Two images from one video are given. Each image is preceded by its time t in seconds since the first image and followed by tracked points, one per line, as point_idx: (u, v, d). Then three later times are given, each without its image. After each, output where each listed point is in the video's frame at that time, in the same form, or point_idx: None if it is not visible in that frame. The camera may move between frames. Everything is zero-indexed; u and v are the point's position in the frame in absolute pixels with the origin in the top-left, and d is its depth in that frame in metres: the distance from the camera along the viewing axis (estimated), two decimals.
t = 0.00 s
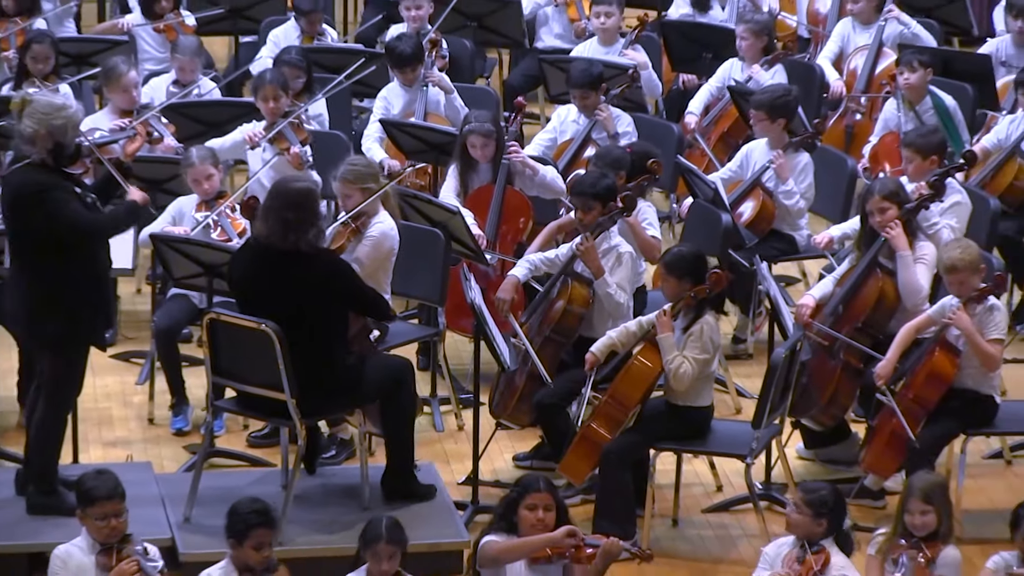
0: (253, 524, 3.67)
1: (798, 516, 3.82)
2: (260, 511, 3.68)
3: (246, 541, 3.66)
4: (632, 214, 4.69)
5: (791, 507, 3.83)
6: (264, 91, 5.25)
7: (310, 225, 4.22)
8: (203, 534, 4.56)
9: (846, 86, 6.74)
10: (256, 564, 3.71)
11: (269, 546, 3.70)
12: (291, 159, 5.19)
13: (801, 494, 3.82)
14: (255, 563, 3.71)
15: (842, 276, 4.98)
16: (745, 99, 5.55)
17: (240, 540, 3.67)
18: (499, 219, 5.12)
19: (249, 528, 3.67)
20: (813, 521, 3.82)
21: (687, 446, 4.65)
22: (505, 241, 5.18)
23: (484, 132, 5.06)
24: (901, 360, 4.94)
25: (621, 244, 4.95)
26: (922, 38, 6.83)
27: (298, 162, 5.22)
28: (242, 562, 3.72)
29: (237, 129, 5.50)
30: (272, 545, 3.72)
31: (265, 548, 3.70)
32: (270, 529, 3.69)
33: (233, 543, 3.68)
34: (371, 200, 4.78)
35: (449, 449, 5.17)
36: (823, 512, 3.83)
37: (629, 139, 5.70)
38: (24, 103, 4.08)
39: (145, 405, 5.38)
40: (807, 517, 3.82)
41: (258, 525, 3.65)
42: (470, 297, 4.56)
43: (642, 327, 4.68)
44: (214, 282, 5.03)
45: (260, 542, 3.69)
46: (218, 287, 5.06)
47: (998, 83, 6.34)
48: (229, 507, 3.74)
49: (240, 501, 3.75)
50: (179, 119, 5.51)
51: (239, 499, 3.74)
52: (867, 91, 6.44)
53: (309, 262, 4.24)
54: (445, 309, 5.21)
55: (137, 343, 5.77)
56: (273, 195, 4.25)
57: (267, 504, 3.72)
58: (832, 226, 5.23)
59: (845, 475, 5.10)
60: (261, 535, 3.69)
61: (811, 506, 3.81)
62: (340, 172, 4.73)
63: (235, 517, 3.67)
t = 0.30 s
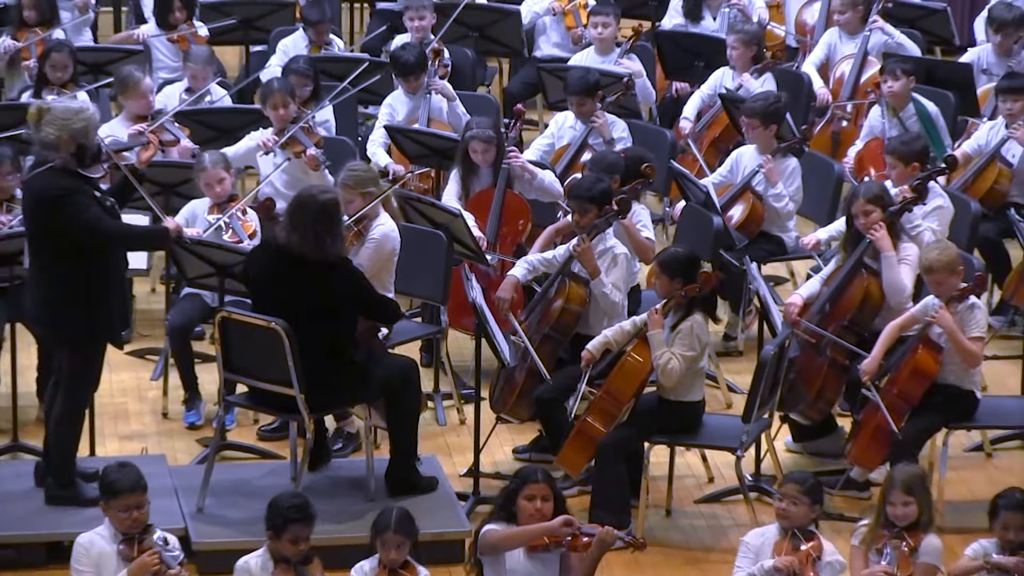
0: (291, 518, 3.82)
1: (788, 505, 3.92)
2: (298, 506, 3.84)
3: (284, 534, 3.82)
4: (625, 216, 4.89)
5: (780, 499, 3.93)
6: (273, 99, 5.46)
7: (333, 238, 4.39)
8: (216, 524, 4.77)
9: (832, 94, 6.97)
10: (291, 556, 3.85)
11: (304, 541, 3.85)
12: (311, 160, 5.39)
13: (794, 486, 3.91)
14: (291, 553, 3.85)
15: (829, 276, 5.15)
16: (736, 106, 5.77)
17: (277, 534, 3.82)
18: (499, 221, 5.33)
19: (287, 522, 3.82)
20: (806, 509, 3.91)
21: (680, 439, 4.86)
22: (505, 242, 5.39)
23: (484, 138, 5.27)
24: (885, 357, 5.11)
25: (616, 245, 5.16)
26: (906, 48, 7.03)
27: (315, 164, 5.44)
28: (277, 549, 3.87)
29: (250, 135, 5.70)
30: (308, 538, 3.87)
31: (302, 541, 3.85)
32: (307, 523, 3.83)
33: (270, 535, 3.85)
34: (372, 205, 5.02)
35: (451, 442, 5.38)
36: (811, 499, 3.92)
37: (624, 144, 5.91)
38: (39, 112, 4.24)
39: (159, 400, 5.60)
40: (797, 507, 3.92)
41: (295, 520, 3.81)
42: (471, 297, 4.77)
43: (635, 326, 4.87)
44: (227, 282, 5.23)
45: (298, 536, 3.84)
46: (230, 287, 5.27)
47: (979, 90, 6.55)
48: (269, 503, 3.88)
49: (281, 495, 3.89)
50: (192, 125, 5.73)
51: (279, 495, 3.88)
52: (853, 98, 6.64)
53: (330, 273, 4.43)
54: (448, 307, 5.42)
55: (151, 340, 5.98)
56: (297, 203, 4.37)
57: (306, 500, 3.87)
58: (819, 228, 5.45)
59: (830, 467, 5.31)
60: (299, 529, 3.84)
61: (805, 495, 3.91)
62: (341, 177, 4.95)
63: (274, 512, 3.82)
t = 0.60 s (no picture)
0: (304, 510, 3.95)
1: (767, 498, 4.09)
2: (311, 499, 3.97)
3: (296, 525, 3.94)
4: (622, 219, 5.08)
5: (763, 493, 4.08)
6: (283, 105, 5.66)
7: (344, 239, 4.61)
8: (227, 516, 4.96)
9: (820, 101, 7.14)
10: (304, 546, 3.96)
11: (317, 533, 3.96)
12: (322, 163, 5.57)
13: (773, 480, 4.06)
14: (302, 544, 3.96)
15: (818, 276, 5.33)
16: (729, 112, 5.97)
17: (290, 524, 3.95)
18: (499, 223, 5.52)
19: (299, 513, 3.95)
20: (786, 500, 4.08)
21: (675, 434, 5.04)
22: (505, 243, 5.57)
23: (486, 143, 5.48)
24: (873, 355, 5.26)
25: (613, 247, 5.34)
26: (892, 55, 7.23)
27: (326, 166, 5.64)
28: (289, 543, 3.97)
29: (257, 140, 5.85)
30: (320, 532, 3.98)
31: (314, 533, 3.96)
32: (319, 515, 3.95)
33: (283, 527, 3.97)
34: (372, 208, 5.22)
35: (453, 436, 5.57)
36: (789, 490, 4.09)
37: (620, 148, 6.10)
38: (63, 123, 4.42)
39: (172, 396, 5.79)
40: (778, 499, 4.09)
41: (306, 512, 3.93)
42: (474, 296, 4.96)
43: (632, 325, 5.05)
44: (237, 282, 5.42)
45: (310, 528, 3.95)
46: (241, 287, 5.45)
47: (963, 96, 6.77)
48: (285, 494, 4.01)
49: (295, 488, 4.02)
50: (203, 130, 5.92)
51: (294, 489, 4.00)
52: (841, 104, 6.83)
53: (337, 273, 4.65)
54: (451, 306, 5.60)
55: (164, 338, 6.17)
56: (307, 206, 4.60)
57: (319, 494, 4.00)
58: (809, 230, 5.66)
59: (818, 461, 5.51)
60: (312, 521, 3.95)
61: (785, 488, 4.07)
62: (342, 182, 5.14)
63: (287, 503, 3.96)
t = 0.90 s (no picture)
0: (295, 502, 4.09)
1: (760, 497, 4.20)
2: (300, 491, 4.11)
3: (289, 517, 4.08)
4: (627, 222, 5.20)
5: (753, 491, 4.20)
6: (294, 110, 5.75)
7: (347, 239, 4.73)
8: (236, 513, 5.06)
9: (820, 106, 7.22)
10: (296, 538, 4.08)
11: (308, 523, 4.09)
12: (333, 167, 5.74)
13: (763, 477, 4.18)
14: (295, 537, 4.09)
15: (817, 277, 5.41)
16: (731, 117, 6.07)
17: (282, 516, 4.08)
18: (504, 225, 5.62)
19: (290, 506, 4.08)
20: (777, 497, 4.19)
21: (678, 433, 5.13)
22: (509, 245, 5.65)
23: (493, 147, 5.61)
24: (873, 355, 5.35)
25: (619, 249, 5.42)
26: (891, 61, 7.34)
27: (337, 170, 5.78)
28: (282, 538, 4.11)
29: (267, 144, 5.95)
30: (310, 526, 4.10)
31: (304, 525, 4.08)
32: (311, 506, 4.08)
33: (276, 522, 4.11)
34: (376, 210, 5.34)
35: (459, 435, 5.67)
36: (780, 488, 4.20)
37: (623, 152, 6.20)
38: (93, 126, 4.54)
39: (182, 395, 5.89)
40: (769, 497, 4.20)
41: (297, 502, 4.06)
42: (479, 297, 5.08)
43: (636, 326, 5.13)
44: (247, 282, 5.51)
45: (303, 518, 4.09)
46: (251, 288, 5.54)
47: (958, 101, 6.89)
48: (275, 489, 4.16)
49: (281, 484, 4.16)
50: (214, 135, 6.02)
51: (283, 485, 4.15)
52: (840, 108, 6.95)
53: (346, 272, 4.74)
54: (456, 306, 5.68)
55: (176, 338, 6.28)
56: (312, 207, 4.72)
57: (307, 488, 4.14)
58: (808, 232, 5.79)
59: (818, 459, 5.61)
60: (302, 512, 4.09)
61: (775, 486, 4.18)
62: (347, 186, 5.26)
63: (278, 497, 4.09)
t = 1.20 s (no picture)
0: (279, 496, 4.22)
1: (766, 493, 4.31)
2: (286, 486, 4.24)
3: (272, 510, 4.21)
4: (636, 225, 5.29)
5: (758, 487, 4.31)
6: (311, 113, 5.86)
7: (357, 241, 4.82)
8: (252, 509, 5.16)
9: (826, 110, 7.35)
10: (281, 534, 4.22)
11: (289, 518, 4.22)
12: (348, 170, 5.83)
13: (767, 474, 4.29)
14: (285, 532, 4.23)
15: (823, 278, 5.48)
16: (739, 121, 6.18)
17: (267, 508, 4.23)
18: (516, 227, 5.73)
19: (274, 498, 4.22)
20: (781, 494, 4.31)
21: (685, 431, 5.23)
22: (521, 247, 5.77)
23: (505, 148, 5.71)
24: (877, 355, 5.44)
25: (628, 251, 5.53)
26: (896, 66, 7.37)
27: (353, 173, 5.89)
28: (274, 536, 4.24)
29: (282, 147, 6.05)
30: (294, 521, 4.24)
31: (288, 520, 4.22)
32: (293, 501, 4.22)
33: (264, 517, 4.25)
34: (392, 213, 5.42)
35: (471, 433, 5.77)
36: (784, 485, 4.31)
37: (632, 155, 6.31)
38: (117, 125, 4.67)
39: (199, 394, 6.00)
40: (772, 493, 4.31)
41: (279, 496, 4.20)
42: (490, 298, 5.18)
43: (644, 326, 5.23)
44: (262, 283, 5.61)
45: (284, 512, 4.22)
46: (267, 288, 5.65)
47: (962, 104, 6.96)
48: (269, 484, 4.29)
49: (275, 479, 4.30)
50: (230, 138, 6.11)
51: (275, 480, 4.30)
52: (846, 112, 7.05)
53: (358, 273, 4.83)
54: (468, 307, 5.78)
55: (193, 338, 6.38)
56: (325, 209, 4.82)
57: (296, 484, 4.27)
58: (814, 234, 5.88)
59: (823, 457, 5.71)
60: (286, 506, 4.23)
61: (778, 482, 4.29)
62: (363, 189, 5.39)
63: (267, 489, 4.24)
